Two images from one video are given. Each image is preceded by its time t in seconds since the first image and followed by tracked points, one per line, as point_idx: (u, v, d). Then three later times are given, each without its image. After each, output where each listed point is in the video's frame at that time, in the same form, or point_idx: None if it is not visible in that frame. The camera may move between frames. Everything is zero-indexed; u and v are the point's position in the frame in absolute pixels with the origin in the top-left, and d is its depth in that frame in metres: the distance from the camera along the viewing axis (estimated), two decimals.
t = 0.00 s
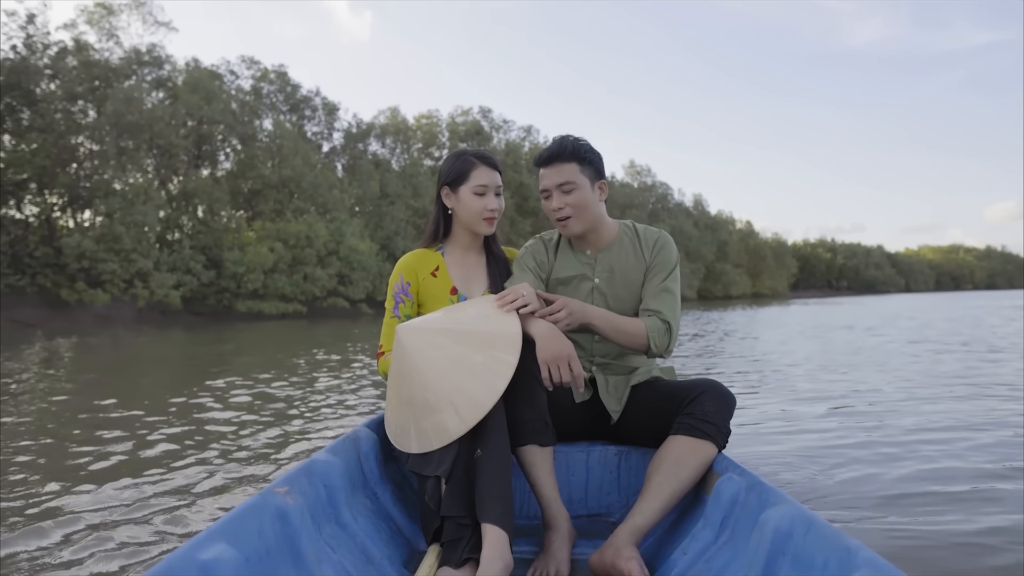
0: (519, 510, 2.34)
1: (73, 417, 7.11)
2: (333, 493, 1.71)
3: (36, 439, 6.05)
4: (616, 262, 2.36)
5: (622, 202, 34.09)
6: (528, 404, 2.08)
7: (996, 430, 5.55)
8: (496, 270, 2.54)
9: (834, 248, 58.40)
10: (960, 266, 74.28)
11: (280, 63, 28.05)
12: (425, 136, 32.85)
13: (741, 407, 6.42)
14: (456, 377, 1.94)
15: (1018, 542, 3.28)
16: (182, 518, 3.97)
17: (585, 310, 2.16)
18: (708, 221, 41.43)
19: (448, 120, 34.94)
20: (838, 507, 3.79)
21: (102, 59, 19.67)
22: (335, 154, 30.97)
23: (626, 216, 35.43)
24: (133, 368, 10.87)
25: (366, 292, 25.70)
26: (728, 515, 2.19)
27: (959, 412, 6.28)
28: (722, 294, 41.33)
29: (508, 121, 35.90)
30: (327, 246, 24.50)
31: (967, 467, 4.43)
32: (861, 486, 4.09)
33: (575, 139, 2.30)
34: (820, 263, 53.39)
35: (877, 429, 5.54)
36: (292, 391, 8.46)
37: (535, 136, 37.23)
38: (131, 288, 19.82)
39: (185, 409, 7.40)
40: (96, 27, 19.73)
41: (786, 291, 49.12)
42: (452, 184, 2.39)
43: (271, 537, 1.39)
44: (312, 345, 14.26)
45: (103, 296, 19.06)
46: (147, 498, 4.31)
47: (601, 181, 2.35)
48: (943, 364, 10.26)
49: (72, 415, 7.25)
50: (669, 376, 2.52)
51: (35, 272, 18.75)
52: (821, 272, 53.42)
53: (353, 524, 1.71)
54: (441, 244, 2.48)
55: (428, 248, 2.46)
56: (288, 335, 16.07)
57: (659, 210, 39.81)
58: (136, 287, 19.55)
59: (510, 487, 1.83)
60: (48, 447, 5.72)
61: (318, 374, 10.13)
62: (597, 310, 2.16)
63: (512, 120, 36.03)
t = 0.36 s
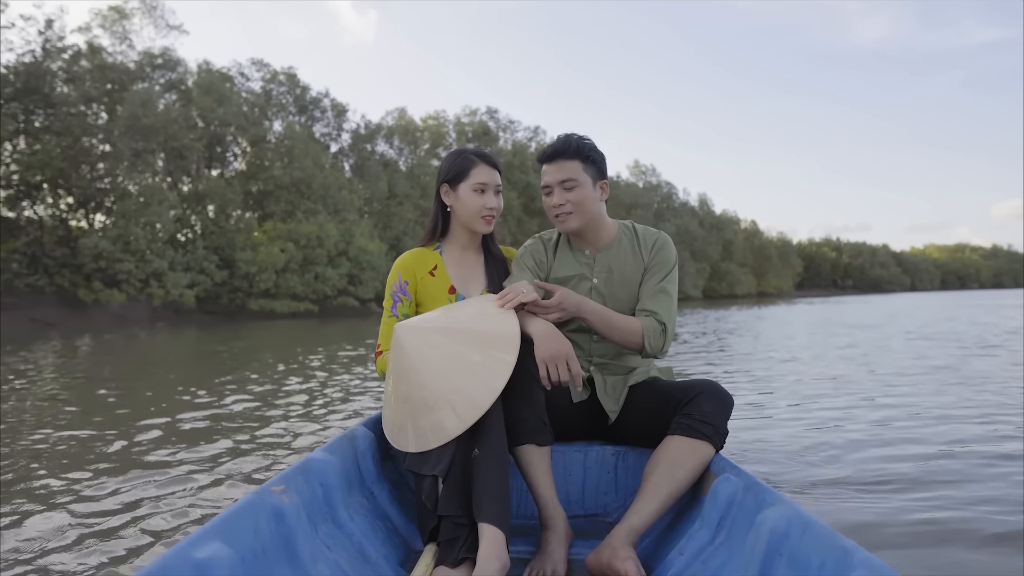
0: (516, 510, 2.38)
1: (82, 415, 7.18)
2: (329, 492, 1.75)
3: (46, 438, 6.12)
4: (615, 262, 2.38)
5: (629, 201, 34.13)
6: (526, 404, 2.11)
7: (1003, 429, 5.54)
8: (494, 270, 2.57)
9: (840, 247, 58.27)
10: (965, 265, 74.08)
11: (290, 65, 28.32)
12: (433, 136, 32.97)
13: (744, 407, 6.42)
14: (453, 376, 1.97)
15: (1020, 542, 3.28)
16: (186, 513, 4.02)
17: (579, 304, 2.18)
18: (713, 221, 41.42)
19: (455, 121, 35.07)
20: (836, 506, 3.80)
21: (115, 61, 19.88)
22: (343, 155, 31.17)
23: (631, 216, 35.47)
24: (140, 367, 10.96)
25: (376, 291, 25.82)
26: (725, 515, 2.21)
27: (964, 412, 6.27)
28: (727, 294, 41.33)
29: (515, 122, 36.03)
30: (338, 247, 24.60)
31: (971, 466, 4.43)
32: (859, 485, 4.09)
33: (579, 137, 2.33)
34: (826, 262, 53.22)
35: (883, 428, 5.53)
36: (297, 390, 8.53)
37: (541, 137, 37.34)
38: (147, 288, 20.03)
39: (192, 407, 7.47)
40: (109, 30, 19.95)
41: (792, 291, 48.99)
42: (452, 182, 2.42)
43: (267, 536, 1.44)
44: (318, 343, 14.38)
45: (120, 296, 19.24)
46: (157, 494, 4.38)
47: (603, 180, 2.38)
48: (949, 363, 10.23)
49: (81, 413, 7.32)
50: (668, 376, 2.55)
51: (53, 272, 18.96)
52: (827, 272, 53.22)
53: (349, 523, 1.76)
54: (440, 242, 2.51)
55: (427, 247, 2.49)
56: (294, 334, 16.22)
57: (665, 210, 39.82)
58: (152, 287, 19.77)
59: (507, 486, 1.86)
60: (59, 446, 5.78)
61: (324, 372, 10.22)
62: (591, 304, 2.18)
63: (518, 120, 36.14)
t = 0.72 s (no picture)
0: (515, 512, 2.41)
1: (91, 413, 7.25)
2: (326, 497, 1.79)
3: (56, 435, 6.17)
4: (610, 263, 2.41)
5: (634, 201, 34.17)
6: (522, 405, 2.14)
7: (1009, 428, 5.53)
8: (488, 272, 2.60)
9: (843, 247, 58.28)
10: (970, 265, 73.89)
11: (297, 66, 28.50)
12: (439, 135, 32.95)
13: (746, 407, 6.42)
14: (449, 379, 2.01)
15: None
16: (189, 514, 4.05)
17: (576, 310, 2.20)
18: (717, 220, 41.42)
19: (461, 121, 35.16)
20: (836, 506, 3.81)
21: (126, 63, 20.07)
22: (349, 155, 31.32)
23: (636, 215, 35.50)
24: (146, 365, 11.04)
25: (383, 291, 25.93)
26: (723, 513, 2.23)
27: (970, 411, 6.26)
28: (730, 294, 41.34)
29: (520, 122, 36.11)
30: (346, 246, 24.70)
31: (974, 466, 4.43)
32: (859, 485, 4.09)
33: (574, 138, 2.36)
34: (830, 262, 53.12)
35: (889, 428, 5.52)
36: (302, 388, 8.58)
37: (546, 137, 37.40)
38: (159, 287, 20.18)
39: (198, 404, 7.53)
40: (119, 32, 20.12)
41: (796, 290, 48.89)
42: (446, 184, 2.45)
43: (264, 541, 1.47)
44: (323, 342, 14.47)
45: (132, 294, 19.40)
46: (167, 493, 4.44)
47: (597, 181, 2.41)
48: (955, 363, 10.20)
49: (88, 410, 7.38)
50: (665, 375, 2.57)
51: (67, 271, 19.15)
52: (830, 272, 53.14)
53: (347, 528, 1.79)
54: (434, 245, 2.54)
55: (421, 249, 2.51)
56: (301, 332, 16.38)
57: (669, 210, 39.86)
58: (164, 286, 19.92)
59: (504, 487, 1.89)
60: (70, 444, 5.83)
61: (329, 370, 10.30)
62: (590, 311, 2.20)
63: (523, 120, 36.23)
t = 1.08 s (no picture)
0: (520, 512, 2.44)
1: (102, 411, 7.34)
2: (330, 501, 1.83)
3: (68, 434, 6.23)
4: (608, 261, 2.44)
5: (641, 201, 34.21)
6: (524, 405, 2.17)
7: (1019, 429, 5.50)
8: (487, 273, 2.65)
9: (849, 247, 58.21)
10: (976, 265, 73.57)
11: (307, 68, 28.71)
12: (447, 136, 33.11)
13: (751, 408, 6.40)
14: (449, 382, 2.04)
15: None
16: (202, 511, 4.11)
17: (575, 308, 2.24)
18: (722, 221, 41.42)
19: (469, 122, 35.28)
20: (837, 506, 3.82)
21: (140, 67, 20.31)
22: (357, 156, 31.52)
23: (643, 215, 35.51)
24: (153, 364, 11.13)
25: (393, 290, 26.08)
26: (728, 509, 2.25)
27: (980, 412, 6.23)
28: (736, 294, 41.32)
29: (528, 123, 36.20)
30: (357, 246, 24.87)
31: (983, 467, 4.42)
32: (862, 485, 4.10)
33: (569, 137, 2.38)
34: (836, 263, 53.03)
35: (899, 429, 5.50)
36: (308, 386, 8.65)
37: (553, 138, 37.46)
38: (175, 287, 20.37)
39: (207, 403, 7.59)
40: (133, 36, 20.35)
41: (801, 291, 48.81)
42: (444, 185, 2.49)
43: (267, 547, 1.51)
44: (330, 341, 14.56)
45: (148, 293, 19.63)
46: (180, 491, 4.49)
47: (593, 178, 2.44)
48: (962, 363, 10.16)
49: (99, 409, 7.45)
50: (666, 373, 2.60)
51: (86, 271, 19.39)
52: (836, 272, 52.98)
53: (350, 532, 1.83)
54: (433, 247, 2.58)
55: (419, 252, 2.55)
56: (309, 331, 16.57)
57: (674, 210, 39.91)
58: (180, 286, 20.09)
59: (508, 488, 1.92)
60: (84, 443, 5.90)
61: (336, 369, 10.38)
62: (588, 310, 2.24)
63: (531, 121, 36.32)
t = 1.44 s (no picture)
0: (522, 511, 2.47)
1: (113, 409, 7.42)
2: (333, 501, 1.87)
3: (79, 433, 6.29)
4: (608, 262, 2.47)
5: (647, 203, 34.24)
6: (525, 403, 2.19)
7: None
8: (488, 272, 2.69)
9: (853, 249, 58.20)
10: (982, 267, 73.42)
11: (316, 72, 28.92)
12: (454, 138, 33.22)
13: (755, 409, 6.39)
14: (450, 383, 2.08)
15: None
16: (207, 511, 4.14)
17: (577, 306, 2.25)
18: (727, 223, 41.44)
19: (475, 124, 35.43)
20: (836, 507, 3.82)
21: (154, 71, 20.54)
22: (365, 158, 31.70)
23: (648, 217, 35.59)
24: (160, 363, 11.21)
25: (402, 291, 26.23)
26: (729, 508, 2.27)
27: (989, 413, 6.20)
28: (741, 296, 41.30)
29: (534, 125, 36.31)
30: (367, 248, 25.04)
31: (990, 468, 4.40)
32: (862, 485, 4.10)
33: (570, 137, 2.41)
34: (840, 264, 53.00)
35: (907, 430, 5.48)
36: (314, 386, 8.72)
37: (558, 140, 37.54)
38: (189, 288, 20.56)
39: (216, 402, 7.67)
40: (146, 40, 20.57)
41: (804, 292, 48.70)
42: (446, 185, 2.53)
43: (270, 547, 1.55)
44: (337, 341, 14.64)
45: (162, 294, 19.86)
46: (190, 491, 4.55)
47: (594, 179, 2.47)
48: (970, 365, 10.13)
49: (107, 408, 7.50)
50: (667, 372, 2.63)
51: (101, 272, 19.62)
52: (840, 273, 52.82)
53: (354, 532, 1.87)
54: (434, 247, 2.62)
55: (422, 252, 2.59)
56: (315, 331, 16.75)
57: (679, 212, 39.99)
58: (194, 287, 20.27)
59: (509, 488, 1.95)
60: (96, 441, 5.95)
61: (342, 368, 10.46)
62: (590, 306, 2.25)
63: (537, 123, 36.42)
